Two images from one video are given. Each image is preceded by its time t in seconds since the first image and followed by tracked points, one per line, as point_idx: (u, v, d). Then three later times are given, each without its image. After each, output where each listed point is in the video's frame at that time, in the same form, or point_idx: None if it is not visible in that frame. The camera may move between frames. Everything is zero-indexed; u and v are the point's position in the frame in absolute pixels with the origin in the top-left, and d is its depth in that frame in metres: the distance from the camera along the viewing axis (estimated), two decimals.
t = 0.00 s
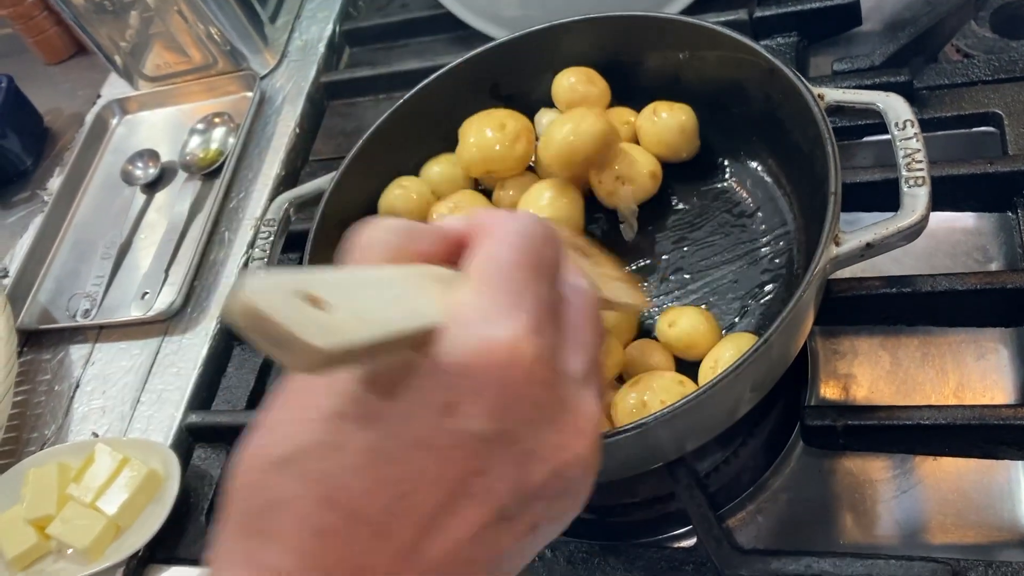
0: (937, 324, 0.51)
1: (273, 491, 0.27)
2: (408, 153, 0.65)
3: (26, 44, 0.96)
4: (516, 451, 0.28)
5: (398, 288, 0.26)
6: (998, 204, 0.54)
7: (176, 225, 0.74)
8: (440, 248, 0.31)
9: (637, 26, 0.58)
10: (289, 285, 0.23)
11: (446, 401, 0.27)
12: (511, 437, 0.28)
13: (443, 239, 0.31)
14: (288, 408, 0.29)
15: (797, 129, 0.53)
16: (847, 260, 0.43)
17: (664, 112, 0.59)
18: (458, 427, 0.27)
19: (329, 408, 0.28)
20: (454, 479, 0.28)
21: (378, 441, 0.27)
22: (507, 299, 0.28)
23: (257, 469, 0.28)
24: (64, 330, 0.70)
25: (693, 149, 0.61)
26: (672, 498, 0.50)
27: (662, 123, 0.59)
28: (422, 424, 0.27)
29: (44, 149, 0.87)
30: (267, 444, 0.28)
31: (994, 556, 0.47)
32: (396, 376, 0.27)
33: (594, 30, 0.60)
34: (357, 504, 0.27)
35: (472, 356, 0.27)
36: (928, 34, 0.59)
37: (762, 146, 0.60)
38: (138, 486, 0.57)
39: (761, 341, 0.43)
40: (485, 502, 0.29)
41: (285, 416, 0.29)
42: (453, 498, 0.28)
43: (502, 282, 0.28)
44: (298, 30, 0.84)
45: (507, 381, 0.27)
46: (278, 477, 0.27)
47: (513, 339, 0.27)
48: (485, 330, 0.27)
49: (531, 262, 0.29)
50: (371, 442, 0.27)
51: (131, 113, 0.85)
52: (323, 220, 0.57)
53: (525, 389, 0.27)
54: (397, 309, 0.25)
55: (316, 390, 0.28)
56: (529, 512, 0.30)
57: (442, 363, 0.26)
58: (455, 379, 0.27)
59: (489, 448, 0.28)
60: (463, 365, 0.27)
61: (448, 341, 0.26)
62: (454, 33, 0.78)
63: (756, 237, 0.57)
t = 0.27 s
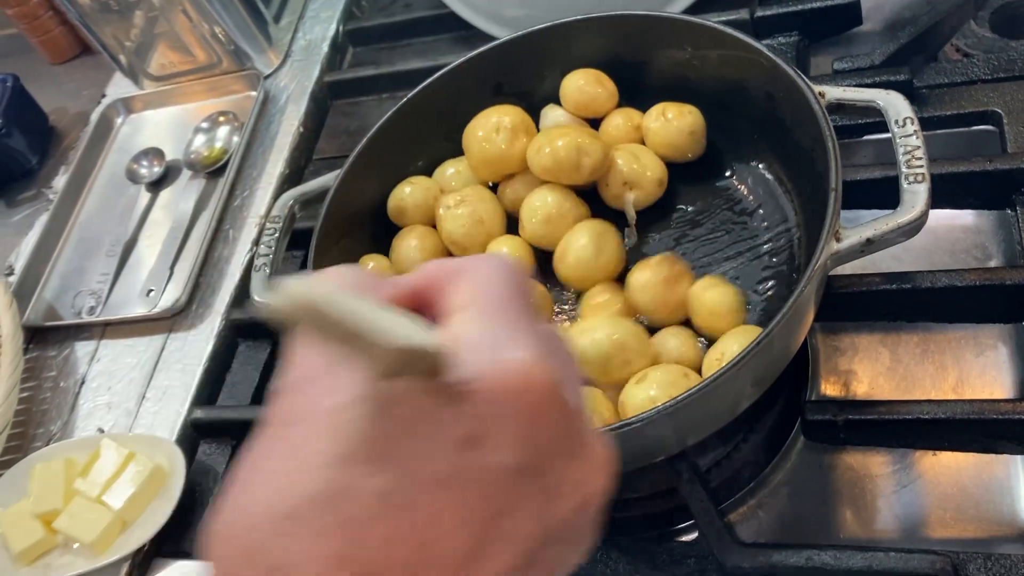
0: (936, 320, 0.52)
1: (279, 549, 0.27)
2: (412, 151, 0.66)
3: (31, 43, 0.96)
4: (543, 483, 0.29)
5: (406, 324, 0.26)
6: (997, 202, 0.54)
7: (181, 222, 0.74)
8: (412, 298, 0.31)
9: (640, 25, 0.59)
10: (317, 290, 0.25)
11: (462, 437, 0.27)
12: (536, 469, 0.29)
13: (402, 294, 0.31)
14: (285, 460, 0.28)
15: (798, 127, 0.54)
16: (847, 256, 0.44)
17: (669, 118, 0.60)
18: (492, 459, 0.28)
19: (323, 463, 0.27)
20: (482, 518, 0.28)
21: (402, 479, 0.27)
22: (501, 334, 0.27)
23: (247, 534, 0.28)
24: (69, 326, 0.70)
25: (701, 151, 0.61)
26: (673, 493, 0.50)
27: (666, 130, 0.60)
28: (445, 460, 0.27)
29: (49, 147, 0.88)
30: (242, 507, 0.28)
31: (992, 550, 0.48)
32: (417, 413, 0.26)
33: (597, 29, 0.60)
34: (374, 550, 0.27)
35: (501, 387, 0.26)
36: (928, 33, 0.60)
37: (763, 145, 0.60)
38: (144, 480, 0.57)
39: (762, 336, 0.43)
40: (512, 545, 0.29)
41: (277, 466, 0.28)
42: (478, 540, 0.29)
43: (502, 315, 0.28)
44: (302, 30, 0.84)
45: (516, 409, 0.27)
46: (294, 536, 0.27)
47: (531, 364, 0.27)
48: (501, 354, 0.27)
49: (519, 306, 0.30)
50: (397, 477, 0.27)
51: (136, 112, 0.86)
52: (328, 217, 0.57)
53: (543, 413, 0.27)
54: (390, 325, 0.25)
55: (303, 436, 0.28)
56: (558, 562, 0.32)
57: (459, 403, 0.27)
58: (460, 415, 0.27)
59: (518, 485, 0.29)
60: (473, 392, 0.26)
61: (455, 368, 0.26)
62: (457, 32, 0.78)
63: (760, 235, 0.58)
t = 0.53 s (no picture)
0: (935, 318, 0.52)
1: (360, 414, 0.28)
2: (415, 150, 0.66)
3: (36, 43, 0.97)
4: (637, 368, 0.30)
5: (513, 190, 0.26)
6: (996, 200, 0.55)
7: (185, 221, 0.75)
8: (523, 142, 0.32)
9: (642, 25, 0.59)
10: (391, 174, 0.20)
11: (557, 314, 0.28)
12: (631, 352, 0.30)
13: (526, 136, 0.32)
14: (383, 317, 0.30)
15: (799, 125, 0.54)
16: (847, 252, 0.44)
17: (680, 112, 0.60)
18: (583, 343, 0.29)
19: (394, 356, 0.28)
20: (571, 401, 0.29)
21: (496, 354, 0.29)
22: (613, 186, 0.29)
23: (335, 399, 0.28)
24: (74, 324, 0.71)
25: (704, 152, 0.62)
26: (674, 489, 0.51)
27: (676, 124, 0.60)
28: (539, 342, 0.29)
29: (54, 147, 0.88)
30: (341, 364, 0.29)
31: (992, 545, 0.48)
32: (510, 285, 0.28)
33: (599, 29, 0.61)
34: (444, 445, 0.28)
35: (597, 261, 0.28)
36: (928, 33, 0.60)
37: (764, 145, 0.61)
38: (149, 477, 0.58)
39: (763, 332, 0.44)
40: (602, 425, 0.31)
41: (376, 324, 0.30)
42: (572, 416, 0.30)
43: (615, 170, 0.29)
44: (306, 30, 0.85)
45: (624, 286, 0.28)
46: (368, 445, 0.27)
47: (634, 239, 0.28)
48: (604, 228, 0.28)
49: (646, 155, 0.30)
50: (475, 359, 0.28)
51: (140, 112, 0.86)
52: (332, 215, 0.58)
53: (635, 297, 0.29)
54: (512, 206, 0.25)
55: (406, 306, 0.29)
56: (647, 439, 0.33)
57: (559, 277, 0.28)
58: (562, 294, 0.28)
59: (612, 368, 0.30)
60: (587, 271, 0.28)
61: (559, 244, 0.28)
62: (460, 33, 0.79)
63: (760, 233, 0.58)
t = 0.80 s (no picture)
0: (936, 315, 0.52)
1: (340, 473, 0.27)
2: (417, 148, 0.66)
3: (37, 42, 0.97)
4: (570, 421, 0.30)
5: (465, 283, 0.27)
6: (997, 198, 0.55)
7: (187, 220, 0.75)
8: (484, 257, 0.31)
9: (644, 23, 0.59)
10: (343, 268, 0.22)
11: (499, 378, 0.28)
12: (573, 406, 0.29)
13: (482, 253, 0.31)
14: (365, 404, 0.28)
15: (800, 122, 0.54)
16: (847, 249, 0.44)
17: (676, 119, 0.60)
18: (514, 400, 0.28)
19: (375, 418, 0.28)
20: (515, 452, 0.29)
21: (474, 408, 0.28)
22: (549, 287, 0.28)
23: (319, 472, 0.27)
24: (76, 322, 0.71)
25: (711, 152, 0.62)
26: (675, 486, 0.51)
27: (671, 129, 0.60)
28: (483, 408, 0.28)
29: (56, 146, 0.88)
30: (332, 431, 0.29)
31: (992, 541, 0.48)
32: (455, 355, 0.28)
33: (600, 27, 0.61)
34: (417, 487, 0.27)
35: (528, 331, 0.27)
36: (929, 32, 0.60)
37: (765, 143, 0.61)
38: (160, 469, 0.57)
39: (764, 328, 0.44)
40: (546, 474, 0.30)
41: (349, 417, 0.28)
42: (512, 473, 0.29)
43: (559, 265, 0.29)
44: (307, 29, 0.85)
45: (565, 351, 0.28)
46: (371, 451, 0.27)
47: (567, 314, 0.28)
48: (535, 309, 0.27)
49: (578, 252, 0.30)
50: (429, 419, 0.28)
51: (142, 111, 0.86)
52: (333, 212, 0.58)
53: (567, 356, 0.28)
54: (460, 299, 0.25)
55: (384, 386, 0.28)
56: (590, 487, 0.32)
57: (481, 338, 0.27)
58: (505, 362, 0.28)
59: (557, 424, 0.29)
60: (519, 343, 0.27)
61: (499, 326, 0.27)
62: (461, 32, 0.79)
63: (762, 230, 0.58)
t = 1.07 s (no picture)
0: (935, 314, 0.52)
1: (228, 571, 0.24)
2: (416, 149, 0.66)
3: (38, 43, 0.97)
4: (494, 491, 0.28)
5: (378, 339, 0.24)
6: (995, 198, 0.55)
7: (187, 220, 0.75)
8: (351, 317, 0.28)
9: (643, 23, 0.59)
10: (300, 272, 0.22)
11: (418, 443, 0.26)
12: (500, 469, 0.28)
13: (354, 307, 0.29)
14: (233, 473, 0.26)
15: (799, 122, 0.54)
16: (845, 248, 0.44)
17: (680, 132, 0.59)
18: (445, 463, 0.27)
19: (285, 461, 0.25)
20: (438, 527, 0.27)
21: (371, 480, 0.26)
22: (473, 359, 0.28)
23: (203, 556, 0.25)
24: (75, 322, 0.71)
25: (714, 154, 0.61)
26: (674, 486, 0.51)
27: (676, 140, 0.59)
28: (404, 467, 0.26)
29: (56, 146, 0.88)
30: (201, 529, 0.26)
31: (991, 541, 0.48)
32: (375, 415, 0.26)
33: (598, 28, 0.61)
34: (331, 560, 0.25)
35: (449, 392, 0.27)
36: (928, 32, 0.60)
37: (764, 142, 0.61)
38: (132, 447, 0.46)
39: (762, 328, 0.44)
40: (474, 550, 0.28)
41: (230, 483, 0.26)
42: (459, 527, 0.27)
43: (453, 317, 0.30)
44: (307, 30, 0.85)
45: (478, 410, 0.27)
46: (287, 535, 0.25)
47: (484, 366, 0.28)
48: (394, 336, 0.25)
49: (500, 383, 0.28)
50: (347, 493, 0.25)
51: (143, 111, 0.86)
52: (332, 212, 0.58)
53: (496, 407, 0.28)
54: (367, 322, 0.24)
55: (246, 454, 0.26)
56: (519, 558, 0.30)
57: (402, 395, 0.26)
58: (420, 422, 0.26)
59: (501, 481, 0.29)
60: (433, 406, 0.27)
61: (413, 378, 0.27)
62: (460, 32, 0.79)
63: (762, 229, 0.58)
